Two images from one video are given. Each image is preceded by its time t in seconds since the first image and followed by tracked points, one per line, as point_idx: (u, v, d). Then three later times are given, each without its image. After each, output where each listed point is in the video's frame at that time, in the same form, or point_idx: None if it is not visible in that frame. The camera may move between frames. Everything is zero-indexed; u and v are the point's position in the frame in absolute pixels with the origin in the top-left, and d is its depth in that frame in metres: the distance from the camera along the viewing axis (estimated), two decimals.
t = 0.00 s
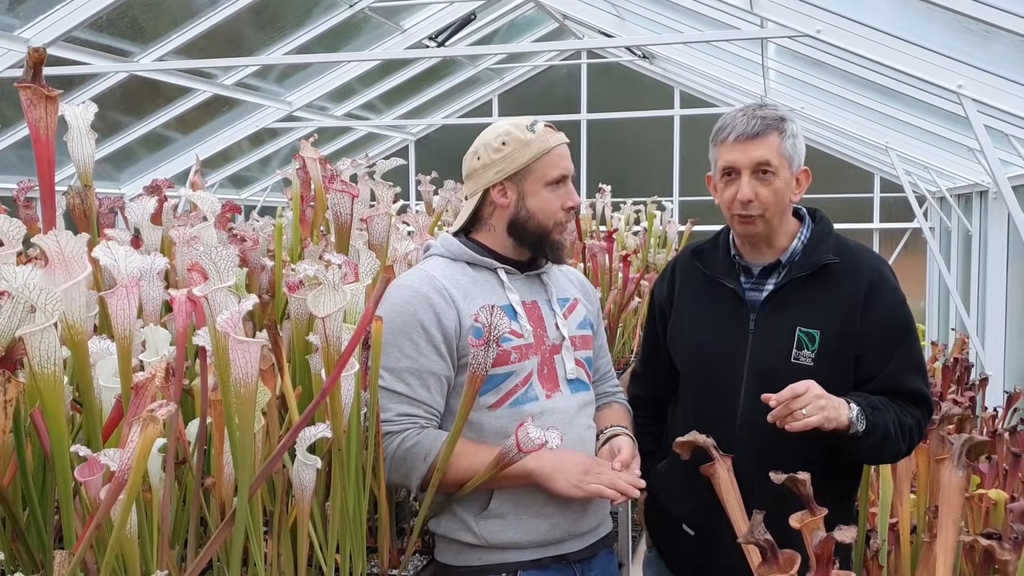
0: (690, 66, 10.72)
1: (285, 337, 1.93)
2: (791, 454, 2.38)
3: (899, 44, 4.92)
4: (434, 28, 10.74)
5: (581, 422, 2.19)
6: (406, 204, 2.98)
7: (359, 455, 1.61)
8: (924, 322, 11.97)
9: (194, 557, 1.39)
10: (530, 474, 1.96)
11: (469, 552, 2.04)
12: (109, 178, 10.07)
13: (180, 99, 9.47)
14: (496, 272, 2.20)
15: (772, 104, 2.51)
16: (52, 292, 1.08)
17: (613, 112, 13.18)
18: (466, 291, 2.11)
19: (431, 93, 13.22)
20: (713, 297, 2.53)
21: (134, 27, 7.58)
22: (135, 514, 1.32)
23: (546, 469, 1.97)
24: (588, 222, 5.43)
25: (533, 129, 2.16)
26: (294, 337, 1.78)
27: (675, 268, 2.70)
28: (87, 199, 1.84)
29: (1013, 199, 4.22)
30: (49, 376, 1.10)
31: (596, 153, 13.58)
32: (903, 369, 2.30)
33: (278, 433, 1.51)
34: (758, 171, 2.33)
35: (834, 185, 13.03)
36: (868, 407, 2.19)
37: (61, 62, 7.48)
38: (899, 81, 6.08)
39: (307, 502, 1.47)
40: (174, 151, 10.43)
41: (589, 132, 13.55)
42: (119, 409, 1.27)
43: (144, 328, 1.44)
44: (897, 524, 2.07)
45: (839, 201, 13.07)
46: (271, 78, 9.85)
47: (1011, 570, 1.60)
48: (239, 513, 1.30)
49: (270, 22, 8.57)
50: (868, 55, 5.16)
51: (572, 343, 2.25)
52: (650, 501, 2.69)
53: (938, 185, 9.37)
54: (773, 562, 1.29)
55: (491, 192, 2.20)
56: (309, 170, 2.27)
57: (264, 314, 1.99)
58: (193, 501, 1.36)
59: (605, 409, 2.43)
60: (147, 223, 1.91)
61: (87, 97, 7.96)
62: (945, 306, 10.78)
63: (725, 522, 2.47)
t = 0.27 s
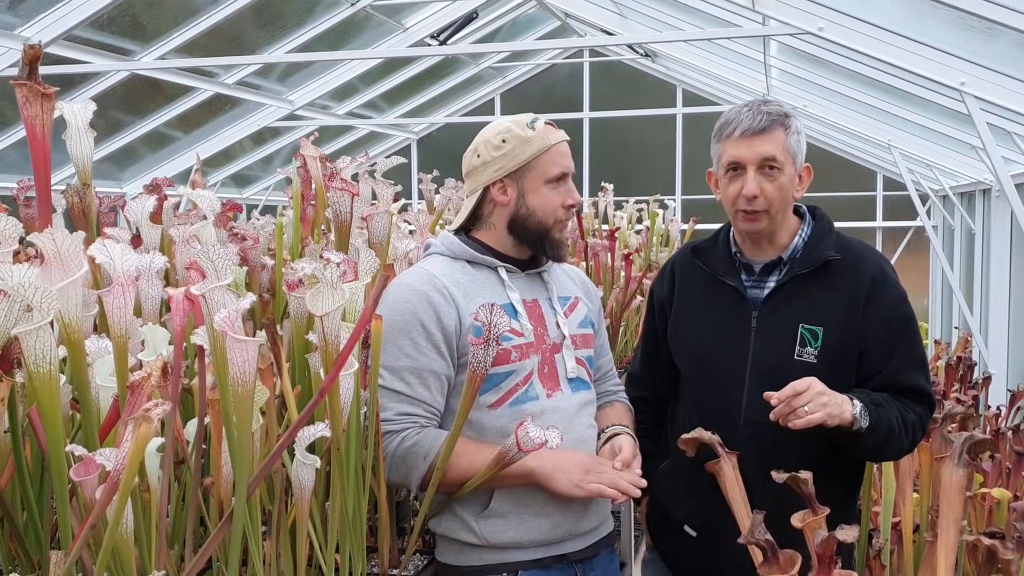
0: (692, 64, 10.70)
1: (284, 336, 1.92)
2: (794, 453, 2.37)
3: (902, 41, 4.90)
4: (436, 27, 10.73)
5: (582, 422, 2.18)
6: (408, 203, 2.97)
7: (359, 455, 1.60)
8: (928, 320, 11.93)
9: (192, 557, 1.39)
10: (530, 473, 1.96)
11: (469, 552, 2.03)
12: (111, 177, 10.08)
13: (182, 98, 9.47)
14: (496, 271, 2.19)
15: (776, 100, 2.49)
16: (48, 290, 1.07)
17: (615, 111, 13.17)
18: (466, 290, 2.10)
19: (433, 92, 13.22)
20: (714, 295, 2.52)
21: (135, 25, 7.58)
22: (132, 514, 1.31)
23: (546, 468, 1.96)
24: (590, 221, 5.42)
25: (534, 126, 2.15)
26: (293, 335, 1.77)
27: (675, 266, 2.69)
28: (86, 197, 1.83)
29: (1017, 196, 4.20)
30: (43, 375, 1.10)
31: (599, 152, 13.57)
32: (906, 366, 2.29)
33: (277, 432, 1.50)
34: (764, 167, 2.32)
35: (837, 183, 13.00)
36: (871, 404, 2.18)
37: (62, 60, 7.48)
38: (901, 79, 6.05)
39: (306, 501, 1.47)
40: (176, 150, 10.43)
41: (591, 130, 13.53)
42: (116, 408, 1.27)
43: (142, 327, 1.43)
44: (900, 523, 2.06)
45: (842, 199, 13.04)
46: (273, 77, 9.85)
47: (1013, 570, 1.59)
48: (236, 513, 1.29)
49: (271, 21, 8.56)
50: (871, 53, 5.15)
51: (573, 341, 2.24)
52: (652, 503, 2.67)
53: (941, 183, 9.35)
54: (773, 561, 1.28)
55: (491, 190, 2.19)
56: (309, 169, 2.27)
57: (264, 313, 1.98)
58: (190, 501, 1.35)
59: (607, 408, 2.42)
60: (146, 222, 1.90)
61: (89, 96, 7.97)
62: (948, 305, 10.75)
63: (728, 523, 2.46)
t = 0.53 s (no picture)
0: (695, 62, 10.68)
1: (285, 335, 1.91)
2: (801, 452, 2.35)
3: (905, 40, 4.88)
4: (438, 26, 10.72)
5: (583, 421, 2.17)
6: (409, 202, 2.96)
7: (360, 455, 1.60)
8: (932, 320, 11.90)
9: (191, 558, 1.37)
10: (531, 473, 1.95)
11: (470, 552, 2.02)
12: (113, 175, 10.09)
13: (184, 96, 9.47)
14: (497, 270, 2.18)
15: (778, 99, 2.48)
16: (43, 291, 1.06)
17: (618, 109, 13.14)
18: (467, 289, 2.09)
19: (436, 90, 13.21)
20: (718, 295, 2.50)
21: (136, 23, 7.57)
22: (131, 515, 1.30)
23: (547, 468, 1.95)
24: (593, 220, 5.41)
25: (535, 125, 2.15)
26: (293, 335, 1.75)
27: (677, 267, 2.67)
28: (85, 196, 1.82)
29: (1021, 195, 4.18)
30: (40, 375, 1.09)
31: (601, 151, 13.55)
32: (911, 363, 2.28)
33: (276, 433, 1.49)
34: (767, 164, 2.31)
35: (840, 182, 12.97)
36: (878, 400, 2.17)
37: (63, 59, 7.48)
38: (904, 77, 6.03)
39: (306, 502, 1.46)
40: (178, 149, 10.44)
41: (594, 129, 13.51)
42: (113, 408, 1.26)
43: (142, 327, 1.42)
44: (904, 523, 2.05)
45: (845, 199, 13.01)
46: (275, 75, 9.85)
47: (1018, 571, 1.57)
48: (235, 514, 1.28)
49: (273, 19, 8.56)
50: (874, 51, 5.13)
51: (575, 341, 2.23)
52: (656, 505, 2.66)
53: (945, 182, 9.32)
54: (777, 562, 1.27)
55: (492, 189, 2.19)
56: (310, 167, 2.26)
57: (264, 312, 1.97)
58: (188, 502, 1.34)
59: (609, 408, 2.41)
60: (146, 221, 1.89)
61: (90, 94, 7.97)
62: (952, 304, 10.72)
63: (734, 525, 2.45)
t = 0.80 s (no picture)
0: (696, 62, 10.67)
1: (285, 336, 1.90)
2: (804, 453, 2.35)
3: (906, 40, 4.87)
4: (439, 26, 10.72)
5: (584, 422, 2.16)
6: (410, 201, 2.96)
7: (360, 455, 1.59)
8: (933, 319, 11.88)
9: (190, 560, 1.37)
10: (532, 473, 1.94)
11: (471, 553, 2.02)
12: (114, 176, 10.10)
13: (185, 97, 9.47)
14: (498, 270, 2.18)
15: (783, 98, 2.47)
16: (42, 292, 1.06)
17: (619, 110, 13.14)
18: (468, 289, 2.08)
19: (437, 91, 13.21)
20: (721, 296, 2.49)
21: (137, 24, 7.58)
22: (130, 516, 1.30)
23: (548, 469, 1.94)
24: (594, 220, 5.40)
25: (534, 125, 2.14)
26: (292, 335, 1.75)
27: (678, 267, 2.65)
28: (84, 196, 1.82)
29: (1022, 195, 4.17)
30: (38, 376, 1.08)
31: (603, 151, 13.54)
32: (914, 364, 2.28)
33: (276, 434, 1.49)
34: (768, 164, 2.30)
35: (842, 182, 12.96)
36: (882, 401, 2.17)
37: (64, 59, 7.48)
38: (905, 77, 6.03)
39: (306, 502, 1.45)
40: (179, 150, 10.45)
41: (595, 129, 13.50)
42: (112, 409, 1.25)
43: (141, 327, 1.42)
44: (905, 523, 2.04)
45: (847, 199, 12.99)
46: (276, 76, 9.85)
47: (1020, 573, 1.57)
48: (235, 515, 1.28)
49: (274, 20, 8.56)
50: (875, 51, 5.12)
51: (575, 340, 2.22)
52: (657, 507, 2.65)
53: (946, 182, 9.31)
54: (778, 563, 1.27)
55: (492, 189, 2.18)
56: (311, 168, 2.25)
57: (264, 312, 1.97)
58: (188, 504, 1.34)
59: (611, 408, 2.41)
60: (145, 221, 1.89)
61: (92, 95, 7.98)
62: (953, 304, 10.70)
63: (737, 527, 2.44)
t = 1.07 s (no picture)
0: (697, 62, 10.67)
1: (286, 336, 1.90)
2: (804, 453, 2.34)
3: (907, 39, 4.87)
4: (440, 26, 10.72)
5: (585, 421, 2.16)
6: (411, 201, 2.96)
7: (359, 454, 1.59)
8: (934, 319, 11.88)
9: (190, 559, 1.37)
10: (532, 473, 1.94)
11: (471, 553, 2.02)
12: (114, 175, 10.10)
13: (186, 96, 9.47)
14: (499, 268, 2.18)
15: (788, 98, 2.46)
16: (41, 290, 1.06)
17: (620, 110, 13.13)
18: (468, 288, 2.08)
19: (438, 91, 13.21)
20: (722, 295, 2.49)
21: (138, 23, 7.58)
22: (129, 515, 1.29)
23: (549, 468, 1.94)
24: (595, 220, 5.39)
25: (536, 124, 2.14)
26: (292, 335, 1.74)
27: (680, 266, 2.65)
28: (84, 195, 1.82)
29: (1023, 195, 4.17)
30: (37, 375, 1.08)
31: (604, 151, 13.53)
32: (915, 364, 2.27)
33: (275, 433, 1.48)
34: (771, 163, 2.29)
35: (843, 182, 12.95)
36: (882, 398, 2.17)
37: (65, 59, 7.48)
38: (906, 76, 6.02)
39: (306, 502, 1.45)
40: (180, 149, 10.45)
41: (596, 129, 13.50)
42: (111, 407, 1.25)
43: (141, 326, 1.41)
44: (905, 524, 2.04)
45: (848, 199, 12.98)
46: (277, 75, 9.85)
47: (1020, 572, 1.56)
48: (234, 513, 1.28)
49: (275, 19, 8.56)
50: (876, 51, 5.12)
51: (577, 340, 2.22)
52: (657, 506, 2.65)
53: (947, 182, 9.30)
54: (778, 563, 1.26)
55: (493, 188, 2.18)
56: (311, 167, 2.25)
57: (264, 311, 1.97)
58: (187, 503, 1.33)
59: (611, 407, 2.40)
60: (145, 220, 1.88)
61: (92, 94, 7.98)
62: (954, 304, 10.70)
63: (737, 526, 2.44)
